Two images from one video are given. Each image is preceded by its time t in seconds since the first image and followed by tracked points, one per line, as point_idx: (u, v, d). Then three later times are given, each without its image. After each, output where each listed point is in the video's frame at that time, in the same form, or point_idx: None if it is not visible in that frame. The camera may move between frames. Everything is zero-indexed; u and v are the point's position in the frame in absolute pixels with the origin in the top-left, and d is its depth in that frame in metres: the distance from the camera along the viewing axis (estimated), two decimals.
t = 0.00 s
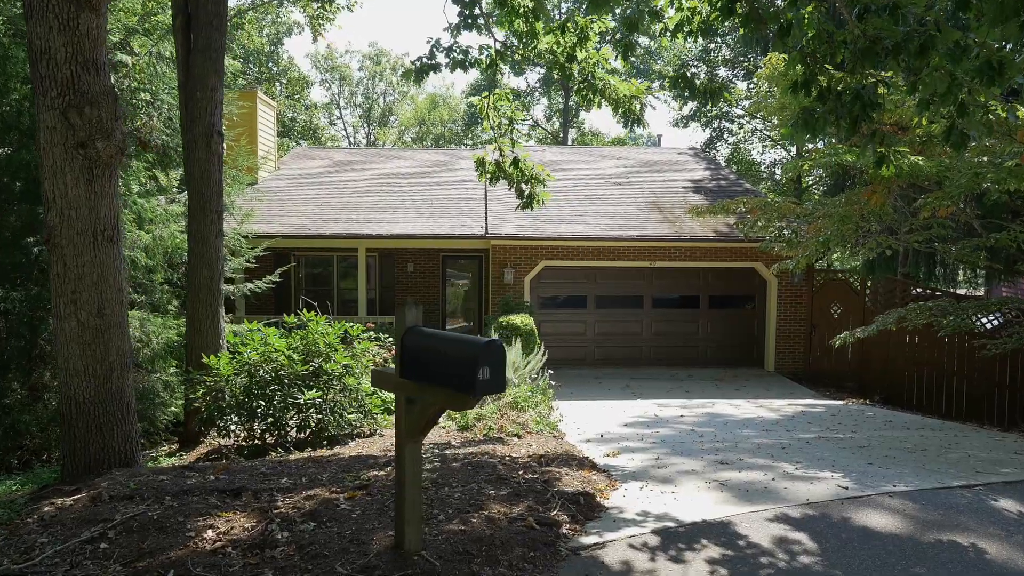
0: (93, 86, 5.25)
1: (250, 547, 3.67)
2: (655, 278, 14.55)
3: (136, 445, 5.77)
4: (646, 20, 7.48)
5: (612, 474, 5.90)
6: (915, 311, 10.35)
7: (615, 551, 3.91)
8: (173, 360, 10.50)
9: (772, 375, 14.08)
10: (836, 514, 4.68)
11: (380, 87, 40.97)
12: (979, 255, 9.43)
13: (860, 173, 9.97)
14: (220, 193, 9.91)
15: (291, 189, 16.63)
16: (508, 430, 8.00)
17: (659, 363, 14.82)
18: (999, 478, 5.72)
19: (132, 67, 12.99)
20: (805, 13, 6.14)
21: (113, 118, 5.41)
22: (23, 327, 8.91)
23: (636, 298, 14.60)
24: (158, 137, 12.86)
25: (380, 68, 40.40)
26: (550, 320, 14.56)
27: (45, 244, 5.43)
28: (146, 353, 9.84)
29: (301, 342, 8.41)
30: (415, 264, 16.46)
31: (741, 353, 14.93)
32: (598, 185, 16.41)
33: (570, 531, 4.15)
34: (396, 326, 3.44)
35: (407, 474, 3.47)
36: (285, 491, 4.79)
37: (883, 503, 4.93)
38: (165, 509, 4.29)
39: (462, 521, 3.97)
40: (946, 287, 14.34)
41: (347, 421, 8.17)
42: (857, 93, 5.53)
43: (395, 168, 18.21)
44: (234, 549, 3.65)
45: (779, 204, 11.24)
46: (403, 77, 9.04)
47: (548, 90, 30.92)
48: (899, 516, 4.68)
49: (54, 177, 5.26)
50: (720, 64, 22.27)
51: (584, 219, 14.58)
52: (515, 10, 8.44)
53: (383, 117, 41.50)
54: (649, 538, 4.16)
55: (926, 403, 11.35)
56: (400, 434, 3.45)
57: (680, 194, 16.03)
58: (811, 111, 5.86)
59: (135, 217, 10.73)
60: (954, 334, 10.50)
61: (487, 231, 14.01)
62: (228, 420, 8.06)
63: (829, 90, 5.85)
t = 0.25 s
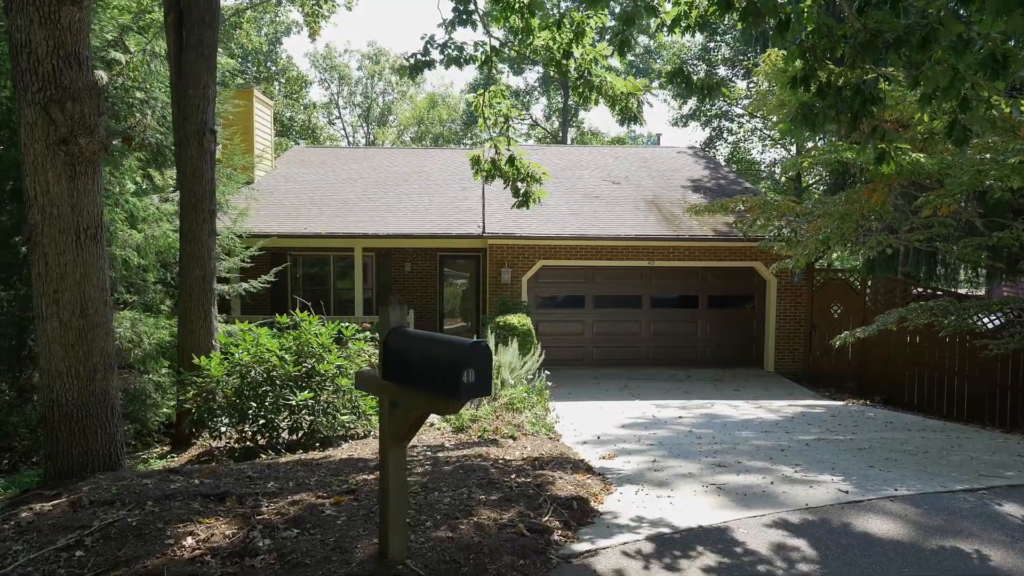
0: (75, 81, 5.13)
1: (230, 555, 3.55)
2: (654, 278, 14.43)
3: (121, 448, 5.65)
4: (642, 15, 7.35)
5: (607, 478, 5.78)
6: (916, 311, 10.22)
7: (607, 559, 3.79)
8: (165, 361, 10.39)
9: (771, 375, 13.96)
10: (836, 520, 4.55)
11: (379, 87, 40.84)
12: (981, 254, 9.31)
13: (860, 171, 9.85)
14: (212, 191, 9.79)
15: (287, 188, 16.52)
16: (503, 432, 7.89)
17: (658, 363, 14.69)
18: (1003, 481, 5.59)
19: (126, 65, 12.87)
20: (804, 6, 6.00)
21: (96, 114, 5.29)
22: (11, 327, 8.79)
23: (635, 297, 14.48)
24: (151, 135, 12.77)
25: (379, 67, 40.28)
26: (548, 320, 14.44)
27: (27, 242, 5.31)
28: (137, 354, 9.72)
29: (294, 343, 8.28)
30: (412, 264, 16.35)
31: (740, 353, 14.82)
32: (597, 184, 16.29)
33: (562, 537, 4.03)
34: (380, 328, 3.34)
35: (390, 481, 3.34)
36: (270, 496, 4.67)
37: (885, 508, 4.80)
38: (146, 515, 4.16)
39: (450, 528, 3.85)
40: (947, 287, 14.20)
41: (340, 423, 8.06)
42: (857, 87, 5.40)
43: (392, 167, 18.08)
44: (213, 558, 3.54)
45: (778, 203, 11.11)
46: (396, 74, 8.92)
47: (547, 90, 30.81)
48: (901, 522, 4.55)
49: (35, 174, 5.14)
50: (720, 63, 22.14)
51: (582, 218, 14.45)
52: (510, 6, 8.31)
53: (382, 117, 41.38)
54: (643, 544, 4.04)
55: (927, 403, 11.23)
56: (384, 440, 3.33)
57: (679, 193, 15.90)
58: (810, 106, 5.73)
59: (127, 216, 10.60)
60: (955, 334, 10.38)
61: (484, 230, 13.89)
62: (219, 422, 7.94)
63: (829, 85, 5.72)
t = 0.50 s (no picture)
0: (55, 76, 5.00)
1: (206, 566, 3.43)
2: (652, 277, 14.30)
3: (104, 452, 5.53)
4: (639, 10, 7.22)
5: (601, 482, 5.65)
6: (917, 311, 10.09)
7: (598, 569, 3.67)
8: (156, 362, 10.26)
9: (770, 376, 13.83)
10: (835, 527, 4.42)
11: (378, 86, 40.72)
12: (982, 253, 9.18)
13: (860, 169, 9.72)
14: (204, 190, 9.66)
15: (283, 188, 16.40)
16: (498, 434, 7.77)
17: (656, 364, 14.57)
18: (1006, 486, 5.46)
19: (119, 63, 12.76)
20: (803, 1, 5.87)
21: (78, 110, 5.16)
22: None
23: (633, 297, 14.36)
24: (145, 134, 12.75)
25: (378, 66, 40.14)
26: (545, 320, 14.31)
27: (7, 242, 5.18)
28: (128, 355, 9.60)
29: (286, 344, 8.13)
30: (409, 263, 16.23)
31: (739, 353, 14.69)
32: (595, 183, 16.16)
33: (552, 546, 3.91)
34: (360, 331, 3.22)
35: (372, 489, 3.22)
36: (253, 502, 4.55)
37: (885, 514, 4.68)
38: (123, 523, 4.04)
39: (436, 537, 3.74)
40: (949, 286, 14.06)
41: (332, 425, 7.94)
42: (857, 82, 5.27)
43: (389, 166, 17.95)
44: (189, 569, 3.42)
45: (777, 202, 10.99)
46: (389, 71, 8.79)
47: (546, 89, 30.70)
48: (901, 529, 4.43)
49: (14, 172, 5.02)
50: (719, 62, 22.01)
51: (580, 217, 14.33)
52: (505, 2, 8.19)
53: (381, 116, 41.25)
54: (636, 553, 3.92)
55: (927, 404, 11.12)
56: (365, 447, 3.21)
57: (678, 192, 15.77)
58: (808, 102, 5.57)
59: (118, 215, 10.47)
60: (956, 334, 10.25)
61: (481, 229, 13.77)
62: (208, 425, 7.82)
63: (828, 80, 5.59)
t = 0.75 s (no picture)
0: (34, 72, 4.88)
1: None
2: (650, 277, 14.17)
3: (87, 456, 5.40)
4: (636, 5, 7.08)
5: (596, 486, 5.53)
6: (917, 311, 9.97)
7: None
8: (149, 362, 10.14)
9: (770, 377, 13.71)
10: (835, 534, 4.30)
11: (377, 86, 40.60)
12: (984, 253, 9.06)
13: (861, 168, 9.60)
14: (196, 190, 9.54)
15: (279, 187, 16.27)
16: (492, 436, 7.65)
17: (655, 364, 14.45)
18: (1009, 491, 5.34)
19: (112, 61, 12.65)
20: None
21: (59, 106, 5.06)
22: None
23: (631, 297, 14.23)
24: (138, 133, 12.80)
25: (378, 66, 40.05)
26: (543, 321, 14.19)
27: None
28: (119, 356, 9.48)
29: (278, 345, 7.99)
30: (406, 263, 16.12)
31: (739, 354, 14.56)
32: (593, 182, 16.04)
33: (543, 555, 3.80)
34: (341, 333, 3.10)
35: (353, 497, 3.10)
36: (237, 508, 4.42)
37: (887, 520, 4.55)
38: (101, 530, 3.92)
39: (421, 546, 3.62)
40: (950, 287, 13.92)
41: (324, 427, 7.82)
42: (857, 77, 5.15)
43: (386, 165, 17.82)
44: None
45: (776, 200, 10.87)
46: (383, 68, 8.67)
47: (545, 88, 30.58)
48: (903, 535, 4.31)
49: None
50: (719, 61, 21.90)
51: (577, 217, 14.20)
52: None
53: (380, 116, 41.13)
54: (629, 562, 3.80)
55: (928, 405, 11.00)
56: (345, 454, 3.09)
57: (677, 191, 15.65)
58: (807, 97, 5.44)
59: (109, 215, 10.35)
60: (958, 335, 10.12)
61: (478, 229, 13.64)
62: (198, 427, 7.71)
63: (827, 76, 5.47)
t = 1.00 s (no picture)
0: (14, 66, 4.78)
1: None
2: (649, 277, 14.03)
3: (70, 459, 5.27)
4: None
5: (591, 491, 5.40)
6: (919, 311, 9.84)
7: None
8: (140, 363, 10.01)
9: (770, 377, 13.58)
10: (836, 541, 4.17)
11: (376, 85, 40.50)
12: (987, 252, 8.93)
13: (862, 165, 9.47)
14: (188, 188, 9.41)
15: (276, 186, 16.15)
16: (487, 439, 7.52)
17: (654, 365, 14.32)
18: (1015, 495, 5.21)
19: (106, 59, 12.52)
20: None
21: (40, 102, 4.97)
22: None
23: (630, 297, 14.10)
24: (133, 131, 12.39)
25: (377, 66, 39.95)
26: (541, 321, 14.06)
27: None
28: (109, 356, 9.35)
29: (270, 346, 7.85)
30: (403, 263, 15.99)
31: (738, 354, 14.42)
32: (592, 181, 15.92)
33: (534, 564, 3.67)
34: (321, 334, 2.96)
35: (335, 506, 2.98)
36: (220, 515, 4.29)
37: (890, 526, 4.42)
38: (77, 537, 3.79)
39: (407, 556, 3.49)
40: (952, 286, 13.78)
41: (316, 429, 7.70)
42: (859, 71, 5.01)
43: (383, 164, 17.69)
44: None
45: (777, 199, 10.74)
46: (376, 64, 8.54)
47: (544, 88, 30.47)
48: (907, 542, 4.18)
49: None
50: (719, 60, 21.81)
51: (576, 216, 14.07)
52: None
53: (379, 115, 41.02)
54: (623, 571, 3.67)
55: (929, 407, 10.86)
56: (326, 461, 2.96)
57: (676, 190, 15.52)
58: (807, 91, 5.30)
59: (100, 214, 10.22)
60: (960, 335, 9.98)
61: (475, 228, 13.52)
62: (188, 429, 7.59)
63: (828, 70, 5.33)
